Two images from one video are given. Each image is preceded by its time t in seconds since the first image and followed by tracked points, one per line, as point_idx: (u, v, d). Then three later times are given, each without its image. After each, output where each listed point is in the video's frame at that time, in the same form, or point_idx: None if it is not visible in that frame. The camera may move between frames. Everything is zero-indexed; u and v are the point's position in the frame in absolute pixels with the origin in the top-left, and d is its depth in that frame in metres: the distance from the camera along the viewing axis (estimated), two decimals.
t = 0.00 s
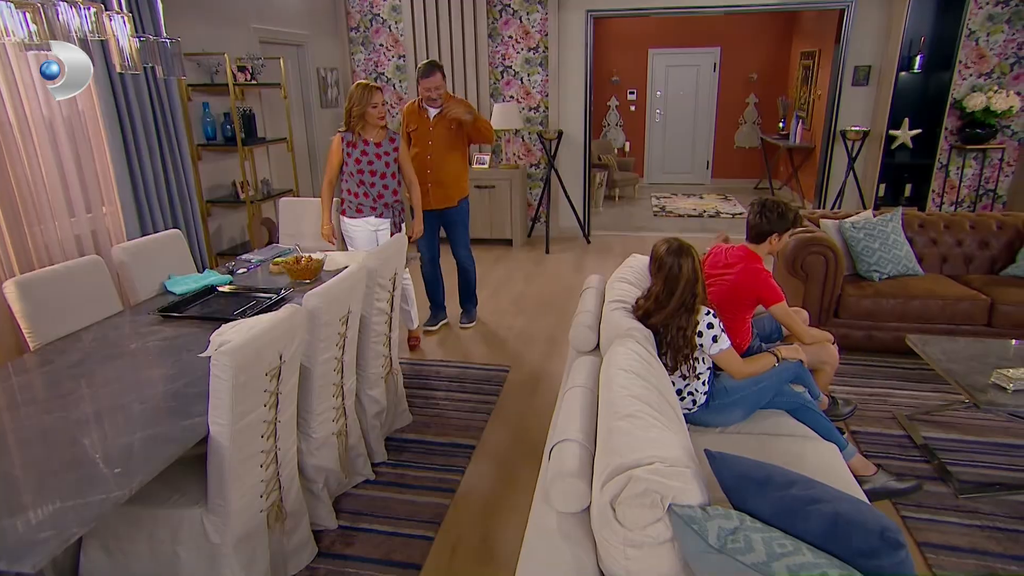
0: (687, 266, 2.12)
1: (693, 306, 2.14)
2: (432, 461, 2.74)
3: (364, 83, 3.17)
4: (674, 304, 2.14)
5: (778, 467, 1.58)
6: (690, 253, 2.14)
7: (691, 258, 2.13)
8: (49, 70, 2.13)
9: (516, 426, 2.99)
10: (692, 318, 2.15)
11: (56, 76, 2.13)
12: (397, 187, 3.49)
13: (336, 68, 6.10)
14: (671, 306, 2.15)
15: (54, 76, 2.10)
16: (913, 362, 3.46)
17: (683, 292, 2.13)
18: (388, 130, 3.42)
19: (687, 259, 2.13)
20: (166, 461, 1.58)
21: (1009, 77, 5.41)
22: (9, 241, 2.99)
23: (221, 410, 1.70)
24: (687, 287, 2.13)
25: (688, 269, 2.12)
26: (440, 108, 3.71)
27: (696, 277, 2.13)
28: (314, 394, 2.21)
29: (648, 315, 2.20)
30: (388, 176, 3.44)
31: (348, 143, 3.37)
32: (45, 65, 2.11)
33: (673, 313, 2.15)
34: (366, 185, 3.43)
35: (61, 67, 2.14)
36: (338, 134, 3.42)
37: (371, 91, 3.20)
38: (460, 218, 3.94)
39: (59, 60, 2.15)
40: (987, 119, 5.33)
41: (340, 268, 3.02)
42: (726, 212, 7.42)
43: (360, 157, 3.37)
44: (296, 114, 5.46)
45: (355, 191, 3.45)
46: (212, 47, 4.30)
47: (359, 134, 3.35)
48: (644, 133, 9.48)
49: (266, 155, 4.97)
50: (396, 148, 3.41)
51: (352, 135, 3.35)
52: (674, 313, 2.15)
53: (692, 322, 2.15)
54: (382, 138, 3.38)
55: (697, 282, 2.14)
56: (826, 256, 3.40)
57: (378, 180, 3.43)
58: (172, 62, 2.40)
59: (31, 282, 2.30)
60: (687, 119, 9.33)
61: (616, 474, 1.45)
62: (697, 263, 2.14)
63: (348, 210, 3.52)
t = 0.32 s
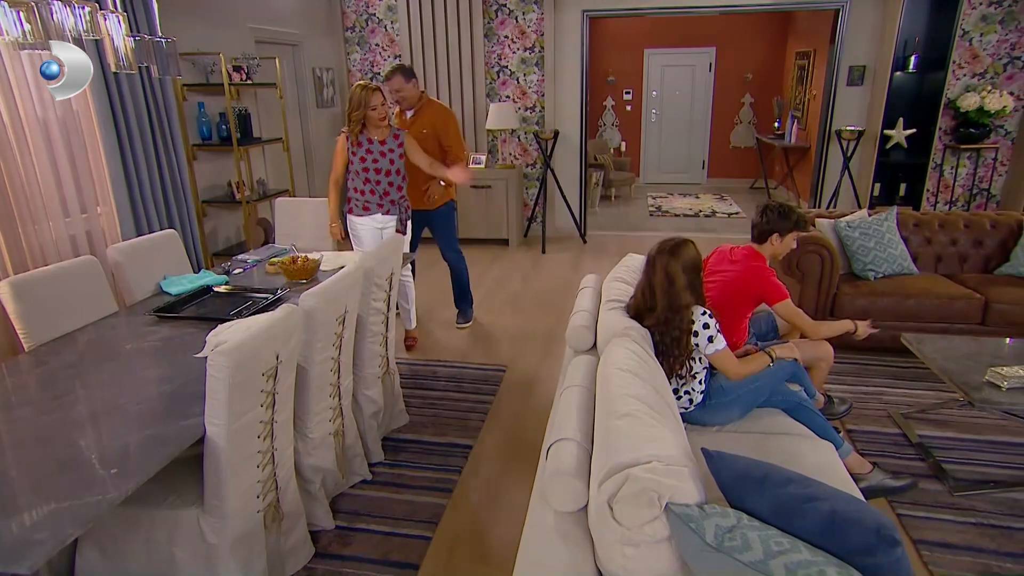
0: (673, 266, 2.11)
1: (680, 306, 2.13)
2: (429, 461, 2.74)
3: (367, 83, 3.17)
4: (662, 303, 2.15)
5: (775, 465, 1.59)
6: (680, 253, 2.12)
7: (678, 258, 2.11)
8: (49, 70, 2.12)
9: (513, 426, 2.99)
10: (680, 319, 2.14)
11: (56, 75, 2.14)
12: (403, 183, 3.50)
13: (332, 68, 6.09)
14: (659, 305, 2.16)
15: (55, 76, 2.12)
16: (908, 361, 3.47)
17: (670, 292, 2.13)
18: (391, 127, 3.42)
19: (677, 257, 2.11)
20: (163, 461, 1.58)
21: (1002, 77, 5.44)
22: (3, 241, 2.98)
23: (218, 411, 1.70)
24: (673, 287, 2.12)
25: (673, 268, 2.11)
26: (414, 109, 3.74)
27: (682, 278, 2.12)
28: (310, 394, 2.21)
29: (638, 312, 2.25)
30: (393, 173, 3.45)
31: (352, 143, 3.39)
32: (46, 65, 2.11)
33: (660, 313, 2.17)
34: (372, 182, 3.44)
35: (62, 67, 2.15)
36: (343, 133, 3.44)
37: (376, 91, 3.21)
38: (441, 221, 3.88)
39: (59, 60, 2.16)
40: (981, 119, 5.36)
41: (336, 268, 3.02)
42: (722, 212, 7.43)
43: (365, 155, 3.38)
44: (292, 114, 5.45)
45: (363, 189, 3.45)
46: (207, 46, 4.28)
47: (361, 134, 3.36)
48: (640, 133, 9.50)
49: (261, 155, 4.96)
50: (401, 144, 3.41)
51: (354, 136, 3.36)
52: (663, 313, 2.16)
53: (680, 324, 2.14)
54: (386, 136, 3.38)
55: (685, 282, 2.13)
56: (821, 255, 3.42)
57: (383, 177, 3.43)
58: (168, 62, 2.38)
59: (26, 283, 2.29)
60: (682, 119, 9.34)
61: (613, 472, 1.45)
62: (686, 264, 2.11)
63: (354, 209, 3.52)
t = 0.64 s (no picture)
0: (658, 261, 2.14)
1: (657, 301, 2.15)
2: (429, 461, 2.74)
3: (372, 83, 3.19)
4: (643, 298, 2.18)
5: (775, 464, 1.58)
6: (672, 252, 2.14)
7: (667, 255, 2.12)
8: (49, 70, 2.12)
9: (513, 425, 2.99)
10: (654, 316, 2.15)
11: (57, 76, 2.14)
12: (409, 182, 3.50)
13: (332, 68, 6.10)
14: (639, 297, 2.20)
15: (55, 76, 2.11)
16: (907, 361, 3.47)
17: (649, 287, 2.16)
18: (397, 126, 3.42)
19: (664, 254, 2.14)
20: (163, 461, 1.58)
21: (1001, 77, 5.45)
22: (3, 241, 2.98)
23: (217, 410, 1.69)
24: (654, 282, 2.15)
25: (657, 263, 2.14)
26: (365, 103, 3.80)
27: (662, 276, 2.13)
28: (310, 393, 2.21)
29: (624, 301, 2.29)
30: (400, 172, 3.44)
31: (359, 143, 3.39)
32: (45, 65, 2.11)
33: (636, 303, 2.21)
34: (379, 182, 3.44)
35: (61, 66, 2.14)
36: (351, 134, 3.45)
37: (380, 90, 3.22)
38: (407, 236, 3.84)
39: (58, 60, 2.16)
40: (980, 119, 5.36)
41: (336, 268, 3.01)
42: (722, 212, 7.43)
43: (371, 155, 3.38)
44: (292, 114, 5.45)
45: (370, 189, 3.45)
46: (207, 46, 4.29)
47: (367, 133, 3.37)
48: (639, 133, 9.51)
49: (261, 155, 4.96)
50: (406, 142, 3.42)
51: (361, 135, 3.37)
52: (639, 304, 2.20)
53: (652, 320, 2.16)
54: (392, 135, 3.39)
55: (664, 279, 2.14)
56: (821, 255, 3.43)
57: (390, 176, 3.43)
58: (167, 62, 2.38)
59: (25, 282, 2.29)
60: (682, 118, 9.35)
61: (613, 471, 1.45)
62: (670, 263, 2.12)
63: (364, 208, 3.51)
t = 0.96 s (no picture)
0: (649, 262, 2.18)
1: (647, 305, 2.17)
2: (430, 460, 2.74)
3: (372, 84, 3.19)
4: (631, 300, 2.21)
5: (776, 463, 1.58)
6: (666, 255, 2.17)
7: (660, 258, 2.16)
8: (49, 70, 2.13)
9: (513, 425, 2.99)
10: (642, 316, 2.17)
11: (56, 75, 2.14)
12: (409, 187, 3.47)
13: (332, 67, 6.09)
14: (630, 299, 2.22)
15: (54, 76, 2.12)
16: (908, 361, 3.47)
17: (639, 289, 2.19)
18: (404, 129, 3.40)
19: (655, 257, 2.18)
20: (164, 460, 1.58)
21: (1002, 77, 5.45)
22: (4, 241, 2.98)
23: (218, 409, 1.69)
24: (645, 284, 2.18)
25: (649, 265, 2.17)
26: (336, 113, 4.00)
27: (653, 278, 2.16)
28: (311, 393, 2.21)
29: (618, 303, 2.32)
30: (399, 176, 3.43)
31: (364, 141, 3.41)
32: (45, 65, 2.11)
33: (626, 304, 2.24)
34: (379, 181, 3.45)
35: (61, 66, 2.14)
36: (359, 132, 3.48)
37: (378, 91, 3.21)
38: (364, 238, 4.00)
39: (58, 59, 2.17)
40: (981, 119, 5.37)
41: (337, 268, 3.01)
42: (722, 212, 7.43)
43: (373, 154, 3.40)
44: (292, 114, 5.45)
45: (372, 188, 3.48)
46: (207, 45, 4.29)
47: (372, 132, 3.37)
48: (640, 133, 9.51)
49: (261, 154, 4.96)
50: (409, 146, 3.39)
51: (366, 133, 3.39)
52: (630, 307, 2.21)
53: (640, 320, 2.18)
54: (396, 137, 3.38)
55: (655, 283, 2.16)
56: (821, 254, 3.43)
57: (389, 177, 3.43)
58: (169, 62, 2.38)
59: (26, 282, 2.29)
60: (682, 118, 9.35)
61: (615, 470, 1.45)
62: (660, 265, 2.16)
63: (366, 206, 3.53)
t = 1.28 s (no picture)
0: (648, 263, 2.18)
1: (646, 305, 2.17)
2: (431, 459, 2.74)
3: (363, 83, 3.17)
4: (631, 297, 2.21)
5: (777, 462, 1.59)
6: (665, 255, 2.16)
7: (657, 259, 2.16)
8: (49, 69, 2.13)
9: (514, 425, 2.99)
10: (642, 314, 2.18)
11: (56, 76, 2.15)
12: (395, 189, 3.44)
13: (332, 67, 6.08)
14: (630, 297, 2.22)
15: (54, 76, 2.13)
16: (909, 360, 3.48)
17: (638, 289, 2.19)
18: (400, 131, 3.38)
19: (653, 258, 2.17)
20: (166, 459, 1.58)
21: (1003, 76, 5.46)
22: (5, 240, 2.98)
23: (220, 408, 1.69)
24: (644, 283, 2.18)
25: (648, 266, 2.17)
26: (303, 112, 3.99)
27: (651, 278, 2.16)
28: (313, 392, 2.21)
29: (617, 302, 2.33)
30: (386, 178, 3.42)
31: (361, 139, 3.44)
32: (45, 64, 2.11)
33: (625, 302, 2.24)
34: (369, 180, 3.46)
35: (61, 66, 2.15)
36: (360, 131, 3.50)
37: (369, 91, 3.19)
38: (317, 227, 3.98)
39: (59, 59, 2.17)
40: (982, 118, 5.37)
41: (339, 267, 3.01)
42: (723, 212, 7.42)
43: (366, 153, 3.41)
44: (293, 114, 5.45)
45: (363, 186, 3.50)
46: (209, 45, 4.29)
47: (369, 131, 3.38)
48: (640, 133, 9.51)
49: (262, 154, 4.96)
50: (401, 148, 3.37)
51: (363, 131, 3.41)
52: (629, 307, 2.22)
53: (641, 320, 2.17)
54: (389, 138, 3.36)
55: (654, 284, 2.17)
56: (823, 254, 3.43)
57: (378, 178, 3.43)
58: (171, 61, 2.38)
59: (29, 281, 2.29)
60: (683, 118, 9.35)
61: (616, 469, 1.46)
62: (659, 267, 2.15)
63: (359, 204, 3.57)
